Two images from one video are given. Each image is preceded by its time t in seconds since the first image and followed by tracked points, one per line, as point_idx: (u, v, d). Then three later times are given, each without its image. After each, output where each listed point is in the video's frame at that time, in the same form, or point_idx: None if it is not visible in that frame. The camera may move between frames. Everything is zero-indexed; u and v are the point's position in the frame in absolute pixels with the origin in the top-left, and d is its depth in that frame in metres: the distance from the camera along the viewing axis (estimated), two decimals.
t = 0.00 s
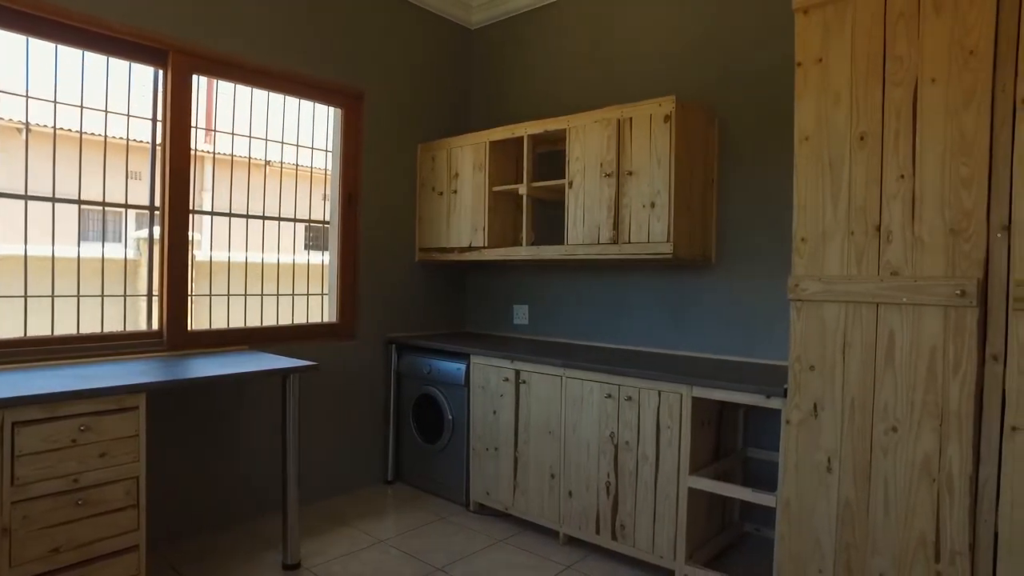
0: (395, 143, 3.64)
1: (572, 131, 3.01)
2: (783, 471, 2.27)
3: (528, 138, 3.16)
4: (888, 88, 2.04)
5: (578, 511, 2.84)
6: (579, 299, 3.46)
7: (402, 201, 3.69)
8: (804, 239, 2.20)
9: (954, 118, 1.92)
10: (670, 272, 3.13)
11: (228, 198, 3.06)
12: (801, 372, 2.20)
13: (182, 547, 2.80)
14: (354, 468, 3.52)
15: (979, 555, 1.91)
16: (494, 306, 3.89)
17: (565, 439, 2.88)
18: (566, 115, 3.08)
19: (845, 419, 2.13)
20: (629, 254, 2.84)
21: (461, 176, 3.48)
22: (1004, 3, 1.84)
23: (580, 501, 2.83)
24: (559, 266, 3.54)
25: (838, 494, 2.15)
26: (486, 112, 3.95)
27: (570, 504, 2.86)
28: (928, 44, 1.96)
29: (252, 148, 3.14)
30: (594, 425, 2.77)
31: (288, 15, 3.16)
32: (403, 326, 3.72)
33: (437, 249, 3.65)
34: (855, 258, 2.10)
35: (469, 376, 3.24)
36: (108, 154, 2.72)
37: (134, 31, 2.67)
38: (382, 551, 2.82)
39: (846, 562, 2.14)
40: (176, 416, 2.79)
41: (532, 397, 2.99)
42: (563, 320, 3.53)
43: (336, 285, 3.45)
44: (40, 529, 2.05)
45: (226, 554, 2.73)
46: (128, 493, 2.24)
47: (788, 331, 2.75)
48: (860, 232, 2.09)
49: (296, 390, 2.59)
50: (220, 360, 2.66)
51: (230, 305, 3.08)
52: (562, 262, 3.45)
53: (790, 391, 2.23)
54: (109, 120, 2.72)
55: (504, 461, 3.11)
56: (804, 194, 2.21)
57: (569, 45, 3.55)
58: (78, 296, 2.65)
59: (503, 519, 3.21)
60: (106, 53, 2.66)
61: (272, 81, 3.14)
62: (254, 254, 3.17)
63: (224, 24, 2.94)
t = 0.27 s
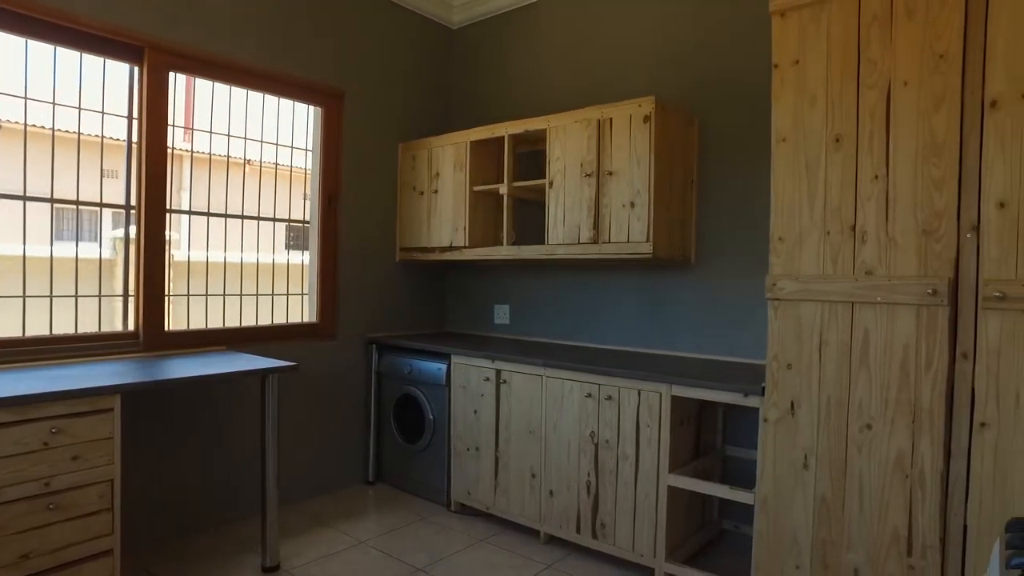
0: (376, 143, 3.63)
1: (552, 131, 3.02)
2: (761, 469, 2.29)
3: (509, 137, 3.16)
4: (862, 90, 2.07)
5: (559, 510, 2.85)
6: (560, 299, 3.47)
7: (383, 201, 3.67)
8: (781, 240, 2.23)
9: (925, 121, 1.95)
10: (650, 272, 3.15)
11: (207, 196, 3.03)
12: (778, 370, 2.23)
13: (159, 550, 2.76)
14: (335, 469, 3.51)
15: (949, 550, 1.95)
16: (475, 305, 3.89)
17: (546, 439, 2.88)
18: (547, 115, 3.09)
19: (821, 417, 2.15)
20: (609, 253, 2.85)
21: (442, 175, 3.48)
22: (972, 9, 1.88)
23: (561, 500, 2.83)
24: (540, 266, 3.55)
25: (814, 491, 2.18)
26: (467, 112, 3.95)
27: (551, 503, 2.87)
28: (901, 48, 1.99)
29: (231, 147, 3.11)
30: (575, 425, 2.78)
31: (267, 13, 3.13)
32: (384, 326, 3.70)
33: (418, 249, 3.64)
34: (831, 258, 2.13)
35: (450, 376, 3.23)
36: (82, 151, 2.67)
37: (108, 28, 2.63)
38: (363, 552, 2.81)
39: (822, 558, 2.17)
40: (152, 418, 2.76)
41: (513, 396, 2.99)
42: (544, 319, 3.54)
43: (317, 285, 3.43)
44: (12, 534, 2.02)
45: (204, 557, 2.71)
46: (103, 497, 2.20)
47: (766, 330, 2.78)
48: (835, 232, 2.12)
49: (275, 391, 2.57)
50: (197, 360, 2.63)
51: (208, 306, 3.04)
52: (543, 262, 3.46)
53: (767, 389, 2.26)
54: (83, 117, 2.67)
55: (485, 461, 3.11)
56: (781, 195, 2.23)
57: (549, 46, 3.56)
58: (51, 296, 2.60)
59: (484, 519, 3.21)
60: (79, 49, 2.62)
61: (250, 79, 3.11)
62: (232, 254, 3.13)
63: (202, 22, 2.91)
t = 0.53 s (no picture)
0: (356, 142, 3.61)
1: (533, 131, 3.02)
2: (739, 466, 2.32)
3: (490, 137, 3.16)
4: (837, 92, 2.09)
5: (540, 509, 2.85)
6: (541, 298, 3.48)
7: (363, 200, 3.66)
8: (759, 239, 2.25)
9: (898, 123, 1.98)
10: (630, 272, 3.17)
11: (185, 195, 2.99)
12: (755, 368, 2.25)
13: (134, 554, 2.73)
14: (315, 469, 3.48)
15: (921, 544, 1.98)
16: (456, 305, 3.88)
17: (527, 438, 2.89)
18: (528, 115, 3.09)
19: (798, 414, 2.18)
20: (589, 253, 2.86)
21: (423, 175, 3.47)
22: (942, 13, 1.91)
23: (542, 499, 2.84)
24: (522, 265, 3.56)
25: (791, 488, 2.20)
26: (449, 111, 3.95)
27: (532, 502, 2.87)
28: (874, 51, 2.02)
29: (209, 145, 3.07)
30: (555, 424, 2.78)
31: (245, 10, 3.10)
32: (364, 326, 3.69)
33: (399, 248, 3.63)
34: (807, 257, 2.16)
35: (431, 376, 3.22)
36: (54, 149, 2.62)
37: (81, 23, 2.59)
38: (343, 553, 2.79)
39: (798, 554, 2.20)
40: (127, 419, 2.72)
41: (494, 396, 2.99)
42: (525, 319, 3.54)
43: (296, 284, 3.40)
44: None
45: (181, 560, 2.68)
46: (76, 501, 2.17)
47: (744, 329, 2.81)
48: (811, 231, 2.15)
49: (253, 392, 2.55)
50: (174, 361, 2.60)
51: (186, 306, 3.01)
52: (524, 262, 3.46)
53: (745, 387, 2.28)
54: (55, 114, 2.62)
55: (466, 461, 3.11)
56: (759, 195, 2.25)
57: (530, 45, 3.56)
58: (23, 296, 2.54)
59: (465, 519, 3.20)
60: (52, 45, 2.57)
61: (228, 77, 3.08)
62: (211, 253, 3.10)
63: (178, 18, 2.87)
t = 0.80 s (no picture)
0: (339, 140, 3.59)
1: (516, 131, 3.02)
2: (721, 464, 2.33)
3: (473, 137, 3.16)
4: (816, 94, 2.12)
5: (523, 509, 2.85)
6: (524, 298, 3.48)
7: (346, 200, 3.64)
8: (739, 239, 2.27)
9: (876, 125, 2.01)
10: (613, 271, 3.18)
11: (165, 194, 2.96)
12: (736, 367, 2.27)
13: (112, 558, 2.69)
14: (297, 470, 3.46)
15: (898, 539, 2.01)
16: (440, 305, 3.88)
17: (510, 437, 2.89)
18: (511, 115, 3.09)
19: (778, 412, 2.20)
20: (572, 253, 2.87)
21: (406, 174, 3.46)
22: (918, 16, 1.94)
23: (525, 499, 2.84)
24: (505, 265, 3.56)
25: (772, 485, 2.22)
26: (432, 110, 3.94)
27: (516, 501, 2.87)
28: (852, 54, 2.05)
29: (189, 143, 3.04)
30: (538, 423, 2.79)
31: (226, 8, 3.07)
32: (347, 326, 3.67)
33: (381, 248, 3.61)
34: (787, 257, 2.18)
35: (414, 376, 3.21)
36: (29, 147, 2.58)
37: (58, 19, 2.54)
38: (325, 554, 2.78)
39: (779, 550, 2.22)
40: (105, 421, 2.69)
41: (477, 396, 2.99)
42: (509, 318, 3.55)
43: (279, 284, 3.38)
44: None
45: (161, 563, 2.65)
46: (51, 504, 2.13)
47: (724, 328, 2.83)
48: (791, 231, 2.17)
49: (234, 393, 2.53)
50: (154, 362, 2.57)
51: (166, 306, 2.97)
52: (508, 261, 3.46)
53: (726, 386, 2.30)
54: (30, 111, 2.58)
55: (450, 461, 3.11)
56: (740, 195, 2.27)
57: (514, 45, 3.56)
58: None
59: (449, 519, 3.20)
60: (27, 40, 2.51)
61: (209, 75, 3.05)
62: (191, 253, 3.06)
63: (156, 15, 2.84)
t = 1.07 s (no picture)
0: (321, 139, 3.56)
1: (499, 131, 3.02)
2: (702, 462, 2.35)
3: (457, 136, 3.15)
4: (795, 96, 2.14)
5: (507, 508, 2.86)
6: (507, 297, 3.48)
7: (328, 199, 3.61)
8: (720, 239, 2.29)
9: (854, 126, 2.04)
10: (595, 271, 3.19)
11: (144, 193, 2.92)
12: (717, 366, 2.29)
13: (90, 562, 2.66)
14: (279, 472, 3.44)
15: (875, 535, 2.04)
16: (423, 305, 3.87)
17: (493, 437, 2.89)
18: (494, 114, 3.09)
19: (759, 411, 2.22)
20: (555, 253, 2.87)
21: (389, 173, 3.45)
22: (894, 20, 1.97)
23: (509, 498, 2.84)
24: (488, 265, 3.56)
25: (753, 482, 2.25)
26: (415, 109, 3.93)
27: (499, 501, 2.88)
28: (831, 56, 2.07)
29: (169, 142, 3.00)
30: (521, 423, 2.79)
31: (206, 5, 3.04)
32: (329, 326, 3.65)
33: (364, 248, 3.60)
34: (767, 257, 2.20)
35: (397, 376, 3.20)
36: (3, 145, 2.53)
37: (33, 15, 2.50)
38: (308, 556, 2.76)
39: (760, 547, 2.24)
40: (82, 423, 2.65)
41: (460, 395, 2.99)
42: (492, 318, 3.55)
43: (260, 284, 3.35)
44: None
45: (140, 567, 2.61)
46: (26, 508, 2.09)
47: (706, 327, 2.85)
48: (772, 231, 2.19)
49: (215, 394, 2.50)
50: (132, 363, 2.54)
51: (145, 306, 2.94)
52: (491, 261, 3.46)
53: (708, 385, 2.32)
54: (4, 108, 2.53)
55: (433, 461, 3.10)
56: (721, 195, 2.29)
57: (497, 44, 3.56)
58: None
59: (432, 519, 3.19)
60: None
61: (189, 72, 3.02)
62: (171, 253, 3.03)
63: (136, 11, 2.80)
